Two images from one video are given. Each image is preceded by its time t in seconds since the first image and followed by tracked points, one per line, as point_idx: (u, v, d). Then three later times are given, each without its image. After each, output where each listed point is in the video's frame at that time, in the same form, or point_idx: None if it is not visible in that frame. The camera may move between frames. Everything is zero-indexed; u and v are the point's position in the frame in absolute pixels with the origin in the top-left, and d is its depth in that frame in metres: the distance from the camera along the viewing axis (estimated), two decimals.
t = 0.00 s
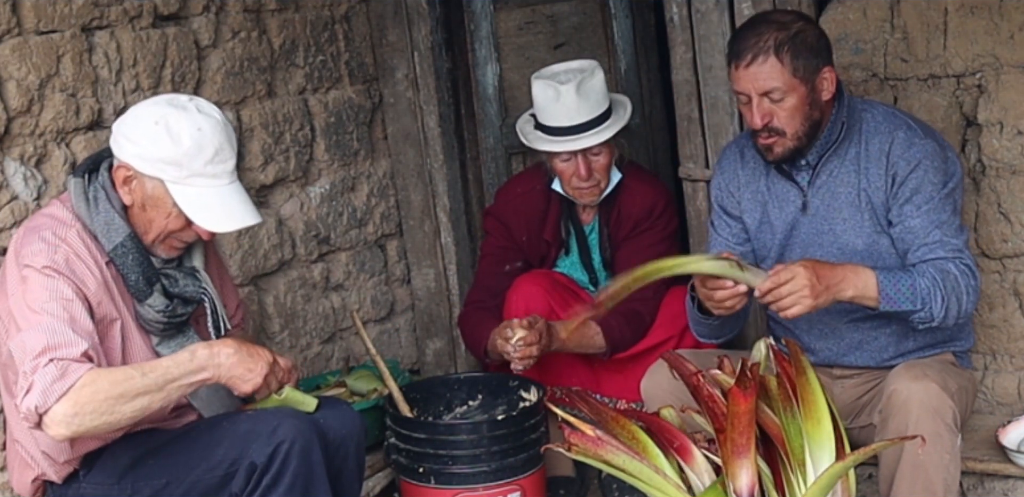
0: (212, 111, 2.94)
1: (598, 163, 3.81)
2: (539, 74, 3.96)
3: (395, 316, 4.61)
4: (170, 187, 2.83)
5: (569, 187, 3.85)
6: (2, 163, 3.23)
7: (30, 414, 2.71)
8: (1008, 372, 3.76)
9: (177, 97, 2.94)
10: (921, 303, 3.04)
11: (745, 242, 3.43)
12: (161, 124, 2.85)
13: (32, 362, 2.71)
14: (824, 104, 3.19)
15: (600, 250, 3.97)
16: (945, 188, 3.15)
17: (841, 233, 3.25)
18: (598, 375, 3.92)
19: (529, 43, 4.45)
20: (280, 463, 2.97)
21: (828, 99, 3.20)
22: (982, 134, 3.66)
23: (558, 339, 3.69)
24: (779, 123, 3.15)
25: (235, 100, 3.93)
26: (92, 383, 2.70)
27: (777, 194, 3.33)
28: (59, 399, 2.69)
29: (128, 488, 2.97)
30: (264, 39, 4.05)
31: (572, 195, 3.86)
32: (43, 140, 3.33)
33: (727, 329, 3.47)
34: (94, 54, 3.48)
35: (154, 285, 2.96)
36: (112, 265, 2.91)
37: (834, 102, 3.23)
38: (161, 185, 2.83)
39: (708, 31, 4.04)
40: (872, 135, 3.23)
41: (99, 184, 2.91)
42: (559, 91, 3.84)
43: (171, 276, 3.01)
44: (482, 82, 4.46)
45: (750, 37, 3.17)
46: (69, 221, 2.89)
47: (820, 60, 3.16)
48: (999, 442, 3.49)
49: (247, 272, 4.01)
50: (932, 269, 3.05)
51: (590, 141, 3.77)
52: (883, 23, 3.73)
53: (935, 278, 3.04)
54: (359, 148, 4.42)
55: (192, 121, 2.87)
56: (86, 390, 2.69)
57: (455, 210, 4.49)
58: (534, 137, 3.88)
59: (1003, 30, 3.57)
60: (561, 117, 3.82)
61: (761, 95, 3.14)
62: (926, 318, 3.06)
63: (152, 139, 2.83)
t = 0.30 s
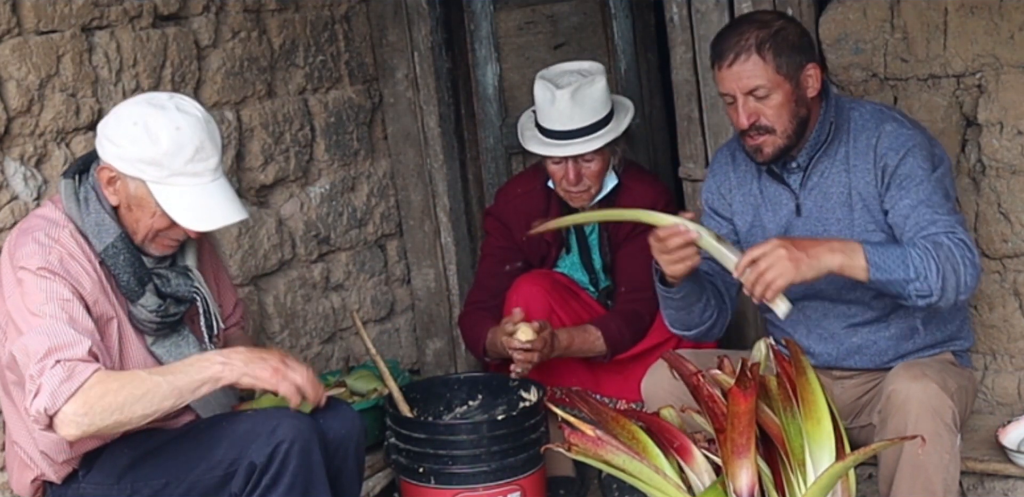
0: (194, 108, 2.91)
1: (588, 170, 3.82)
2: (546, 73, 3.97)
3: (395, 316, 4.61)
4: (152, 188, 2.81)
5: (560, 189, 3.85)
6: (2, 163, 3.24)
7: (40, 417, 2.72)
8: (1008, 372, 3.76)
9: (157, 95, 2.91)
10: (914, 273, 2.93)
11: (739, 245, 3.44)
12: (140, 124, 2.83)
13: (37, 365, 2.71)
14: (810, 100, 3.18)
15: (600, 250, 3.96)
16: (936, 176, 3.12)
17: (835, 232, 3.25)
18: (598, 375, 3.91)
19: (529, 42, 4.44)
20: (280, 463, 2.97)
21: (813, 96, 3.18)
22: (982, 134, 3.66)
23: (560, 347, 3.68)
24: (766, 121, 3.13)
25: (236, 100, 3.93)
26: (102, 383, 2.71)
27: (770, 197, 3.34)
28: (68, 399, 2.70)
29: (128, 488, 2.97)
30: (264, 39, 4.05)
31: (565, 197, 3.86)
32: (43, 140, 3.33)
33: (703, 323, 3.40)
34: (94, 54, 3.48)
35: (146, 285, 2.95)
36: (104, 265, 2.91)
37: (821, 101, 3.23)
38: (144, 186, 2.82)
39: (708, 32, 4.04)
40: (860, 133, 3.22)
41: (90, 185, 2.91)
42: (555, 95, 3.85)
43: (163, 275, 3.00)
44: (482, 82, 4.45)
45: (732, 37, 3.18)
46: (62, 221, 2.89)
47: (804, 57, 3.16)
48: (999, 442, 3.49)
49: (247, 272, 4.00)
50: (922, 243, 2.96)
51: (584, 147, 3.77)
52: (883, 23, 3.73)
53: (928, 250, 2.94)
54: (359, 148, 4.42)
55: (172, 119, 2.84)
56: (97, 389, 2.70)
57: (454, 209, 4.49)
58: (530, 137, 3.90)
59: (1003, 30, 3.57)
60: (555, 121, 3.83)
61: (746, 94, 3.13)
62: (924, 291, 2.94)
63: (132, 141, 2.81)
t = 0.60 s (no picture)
0: (159, 92, 2.90)
1: (570, 178, 3.80)
2: (551, 78, 3.99)
3: (395, 316, 4.61)
4: (127, 176, 2.81)
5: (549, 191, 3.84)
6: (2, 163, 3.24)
7: (34, 416, 2.74)
8: (1008, 372, 3.76)
9: (123, 84, 2.90)
10: (850, 265, 2.72)
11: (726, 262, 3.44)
12: (107, 114, 2.82)
13: (31, 363, 2.73)
14: (777, 118, 3.18)
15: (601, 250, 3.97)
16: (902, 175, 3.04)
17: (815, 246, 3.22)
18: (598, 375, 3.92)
19: (529, 42, 4.44)
20: (280, 464, 2.97)
21: (782, 113, 3.18)
22: (982, 134, 3.66)
23: (560, 348, 3.69)
24: (733, 142, 3.13)
25: (236, 100, 3.93)
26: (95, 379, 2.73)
27: (750, 214, 3.33)
28: (62, 397, 2.71)
29: (128, 488, 2.97)
30: (264, 39, 4.05)
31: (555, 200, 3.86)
32: (43, 140, 3.33)
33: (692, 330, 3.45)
34: (94, 54, 3.48)
35: (138, 278, 2.95)
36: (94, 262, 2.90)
37: (791, 116, 3.23)
38: (121, 176, 2.82)
39: (708, 32, 4.04)
40: (832, 143, 3.20)
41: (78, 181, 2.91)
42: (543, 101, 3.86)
43: (155, 267, 3.00)
44: (482, 82, 4.45)
45: (695, 59, 3.18)
46: (51, 218, 2.88)
47: (769, 74, 3.15)
48: (999, 442, 3.49)
49: (247, 272, 4.00)
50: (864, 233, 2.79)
51: (559, 158, 3.75)
52: (883, 23, 3.73)
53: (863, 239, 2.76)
54: (359, 148, 4.42)
55: (138, 106, 2.84)
56: (91, 386, 2.72)
57: (454, 210, 4.49)
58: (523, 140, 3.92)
59: (1003, 29, 3.57)
60: (542, 126, 3.84)
61: (711, 115, 3.12)
62: (869, 278, 2.73)
63: (101, 131, 2.81)
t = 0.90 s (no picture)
0: (138, 80, 2.92)
1: (550, 180, 3.77)
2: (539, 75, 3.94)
3: (395, 316, 4.61)
4: (113, 165, 2.82)
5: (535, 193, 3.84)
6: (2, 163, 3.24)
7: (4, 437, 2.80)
8: (1008, 371, 3.76)
9: (102, 77, 2.92)
10: (811, 294, 2.76)
11: (708, 282, 3.43)
12: (87, 105, 2.84)
13: (2, 386, 2.77)
14: (736, 154, 3.06)
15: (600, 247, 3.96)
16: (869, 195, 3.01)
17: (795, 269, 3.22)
18: (598, 375, 3.92)
19: (529, 43, 4.47)
20: (280, 464, 2.97)
21: (740, 148, 3.07)
22: (982, 134, 3.67)
23: (562, 343, 3.68)
24: (694, 187, 3.03)
25: (235, 100, 3.93)
26: (58, 407, 2.75)
27: (727, 240, 3.33)
28: (26, 428, 2.76)
29: (128, 488, 2.97)
30: (264, 39, 4.05)
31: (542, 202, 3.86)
32: (43, 140, 3.32)
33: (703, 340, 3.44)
34: (94, 54, 3.48)
35: (129, 272, 2.95)
36: (86, 258, 2.91)
37: (757, 143, 3.17)
38: (105, 166, 2.83)
39: (708, 31, 4.03)
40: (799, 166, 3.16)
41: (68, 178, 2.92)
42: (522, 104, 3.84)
43: (146, 262, 3.00)
44: (482, 82, 4.45)
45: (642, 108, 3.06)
46: (42, 217, 2.89)
47: (719, 112, 3.03)
48: (999, 442, 3.49)
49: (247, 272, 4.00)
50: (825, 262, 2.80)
51: (535, 160, 3.73)
52: (883, 23, 3.73)
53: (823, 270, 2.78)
54: (359, 148, 4.42)
55: (118, 95, 2.85)
56: (53, 416, 2.75)
57: (454, 210, 4.49)
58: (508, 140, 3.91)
59: (1003, 30, 3.57)
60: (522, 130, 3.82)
61: (667, 163, 3.01)
62: (835, 300, 2.76)
63: (83, 122, 2.82)
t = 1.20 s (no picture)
0: (126, 80, 2.91)
1: (537, 157, 3.86)
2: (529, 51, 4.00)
3: (395, 316, 4.61)
4: (103, 165, 2.81)
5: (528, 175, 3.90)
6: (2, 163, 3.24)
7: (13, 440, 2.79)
8: (1008, 371, 3.76)
9: (89, 77, 2.91)
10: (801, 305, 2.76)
11: (700, 288, 3.42)
12: (76, 106, 2.83)
13: (8, 387, 2.77)
14: (721, 172, 3.03)
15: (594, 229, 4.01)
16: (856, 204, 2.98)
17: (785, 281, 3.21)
18: (595, 370, 3.92)
19: (529, 43, 4.45)
20: (279, 463, 2.97)
21: (722, 167, 3.03)
22: (982, 134, 3.67)
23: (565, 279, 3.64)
24: (681, 209, 3.03)
25: (236, 100, 3.93)
26: (63, 404, 2.74)
27: (717, 251, 3.32)
28: (34, 427, 2.75)
29: (127, 488, 2.97)
30: (264, 39, 4.06)
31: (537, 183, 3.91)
32: (43, 141, 3.32)
33: (702, 343, 3.43)
34: (94, 53, 3.48)
35: (123, 273, 2.95)
36: (80, 259, 2.91)
37: (743, 158, 3.13)
38: (97, 167, 2.82)
39: (708, 32, 4.03)
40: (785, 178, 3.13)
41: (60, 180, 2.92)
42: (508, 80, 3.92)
43: (140, 263, 3.01)
44: (482, 82, 4.48)
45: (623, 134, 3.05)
46: (36, 219, 2.89)
47: (699, 132, 3.00)
48: (999, 442, 3.49)
49: (247, 272, 4.00)
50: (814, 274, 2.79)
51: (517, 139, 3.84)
52: (883, 23, 3.73)
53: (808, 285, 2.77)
54: (360, 148, 4.42)
55: (106, 95, 2.84)
56: (59, 413, 2.74)
57: (454, 210, 4.49)
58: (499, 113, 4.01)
59: (1003, 29, 3.57)
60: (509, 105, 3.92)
61: (652, 187, 3.01)
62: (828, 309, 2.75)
63: (73, 125, 2.81)
